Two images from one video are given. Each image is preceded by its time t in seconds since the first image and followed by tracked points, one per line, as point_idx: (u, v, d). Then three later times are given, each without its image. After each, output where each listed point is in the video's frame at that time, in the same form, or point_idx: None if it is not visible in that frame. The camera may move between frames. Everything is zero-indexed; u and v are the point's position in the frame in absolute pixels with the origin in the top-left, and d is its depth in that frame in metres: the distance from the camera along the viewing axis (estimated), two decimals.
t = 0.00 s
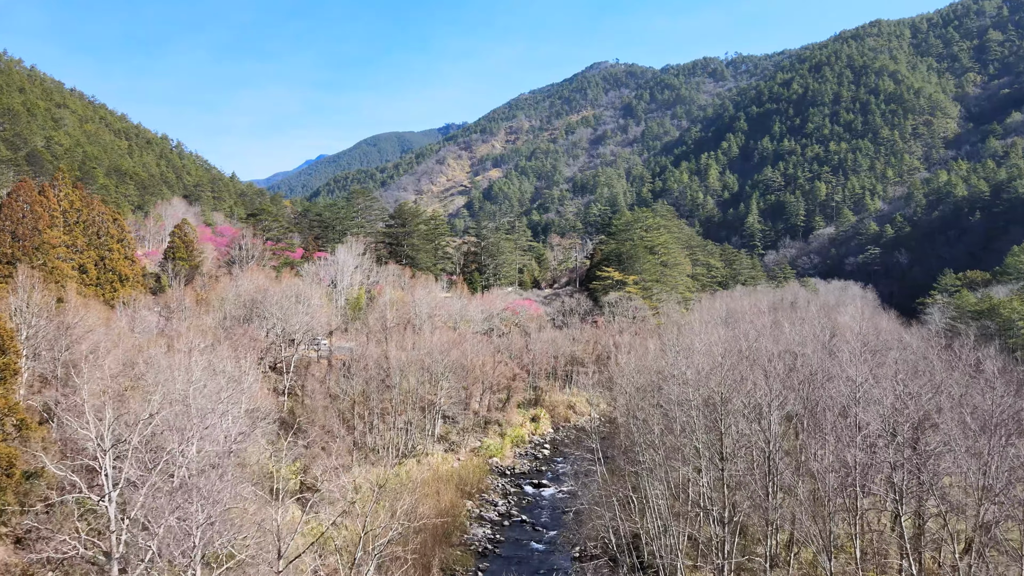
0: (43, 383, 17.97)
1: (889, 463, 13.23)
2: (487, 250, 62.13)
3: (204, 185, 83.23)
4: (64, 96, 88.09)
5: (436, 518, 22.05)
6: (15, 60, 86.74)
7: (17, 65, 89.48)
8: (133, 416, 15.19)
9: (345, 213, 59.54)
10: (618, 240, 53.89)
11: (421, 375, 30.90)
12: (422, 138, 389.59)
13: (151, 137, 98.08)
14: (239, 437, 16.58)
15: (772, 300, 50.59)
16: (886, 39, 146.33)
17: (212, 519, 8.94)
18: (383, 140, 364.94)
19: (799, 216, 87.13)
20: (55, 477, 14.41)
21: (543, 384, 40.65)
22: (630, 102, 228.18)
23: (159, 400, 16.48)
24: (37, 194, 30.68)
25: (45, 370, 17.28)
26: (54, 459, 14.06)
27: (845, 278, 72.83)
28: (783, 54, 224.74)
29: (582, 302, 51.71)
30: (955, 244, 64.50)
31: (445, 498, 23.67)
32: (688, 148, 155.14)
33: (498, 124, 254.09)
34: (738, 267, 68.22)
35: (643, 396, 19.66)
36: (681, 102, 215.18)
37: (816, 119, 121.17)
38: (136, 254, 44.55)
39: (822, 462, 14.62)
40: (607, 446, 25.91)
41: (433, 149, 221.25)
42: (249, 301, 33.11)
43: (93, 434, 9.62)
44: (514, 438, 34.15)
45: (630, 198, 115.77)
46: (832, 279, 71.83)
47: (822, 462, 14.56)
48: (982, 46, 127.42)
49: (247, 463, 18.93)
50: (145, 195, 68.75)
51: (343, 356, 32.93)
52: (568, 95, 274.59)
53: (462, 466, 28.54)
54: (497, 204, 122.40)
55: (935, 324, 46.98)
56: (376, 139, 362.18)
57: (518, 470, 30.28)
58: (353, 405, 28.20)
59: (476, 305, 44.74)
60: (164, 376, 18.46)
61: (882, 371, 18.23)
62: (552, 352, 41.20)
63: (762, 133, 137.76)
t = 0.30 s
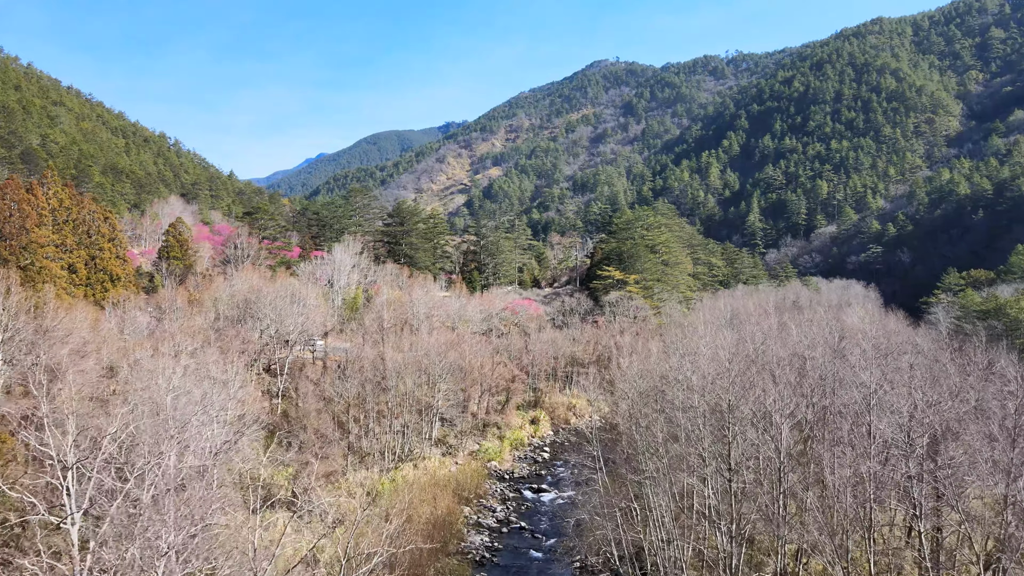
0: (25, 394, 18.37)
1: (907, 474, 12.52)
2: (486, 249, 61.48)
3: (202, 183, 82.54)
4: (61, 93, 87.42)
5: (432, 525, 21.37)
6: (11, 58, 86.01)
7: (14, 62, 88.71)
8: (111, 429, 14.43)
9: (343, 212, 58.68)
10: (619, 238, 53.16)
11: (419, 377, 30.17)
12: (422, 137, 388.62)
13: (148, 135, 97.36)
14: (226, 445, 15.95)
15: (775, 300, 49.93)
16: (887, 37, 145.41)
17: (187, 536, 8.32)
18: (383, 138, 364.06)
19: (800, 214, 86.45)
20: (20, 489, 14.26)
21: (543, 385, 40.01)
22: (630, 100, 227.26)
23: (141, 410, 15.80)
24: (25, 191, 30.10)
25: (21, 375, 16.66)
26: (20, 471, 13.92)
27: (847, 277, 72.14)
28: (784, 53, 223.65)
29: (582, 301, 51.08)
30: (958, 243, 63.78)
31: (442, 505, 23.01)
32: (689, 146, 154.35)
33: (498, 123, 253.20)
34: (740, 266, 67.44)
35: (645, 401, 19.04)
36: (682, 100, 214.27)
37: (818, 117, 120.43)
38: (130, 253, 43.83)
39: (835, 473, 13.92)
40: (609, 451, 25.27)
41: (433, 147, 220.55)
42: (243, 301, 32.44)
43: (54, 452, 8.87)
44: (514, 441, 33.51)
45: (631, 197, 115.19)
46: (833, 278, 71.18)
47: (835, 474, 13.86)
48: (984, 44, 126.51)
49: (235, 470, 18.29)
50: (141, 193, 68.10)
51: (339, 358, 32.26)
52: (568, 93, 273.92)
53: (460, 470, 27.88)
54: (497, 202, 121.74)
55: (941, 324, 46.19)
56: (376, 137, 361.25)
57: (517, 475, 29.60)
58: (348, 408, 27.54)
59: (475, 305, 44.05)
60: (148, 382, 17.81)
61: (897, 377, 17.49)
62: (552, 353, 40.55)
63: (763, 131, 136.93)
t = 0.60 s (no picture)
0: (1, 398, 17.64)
1: (930, 486, 11.79)
2: (485, 247, 60.77)
3: (199, 180, 81.68)
4: (57, 90, 86.58)
5: (428, 532, 20.68)
6: (6, 54, 85.10)
7: (9, 58, 87.89)
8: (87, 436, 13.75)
9: (339, 209, 57.87)
10: (619, 236, 52.45)
11: (415, 378, 29.49)
12: (422, 134, 387.40)
13: (145, 131, 96.51)
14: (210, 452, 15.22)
15: (777, 298, 49.21)
16: (889, 33, 144.39)
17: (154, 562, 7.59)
18: (383, 135, 362.71)
19: (802, 211, 85.72)
20: None
21: (542, 385, 39.38)
22: (631, 97, 225.99)
23: (121, 416, 15.12)
24: (12, 188, 29.30)
25: None
26: None
27: (849, 274, 71.42)
28: (785, 50, 222.30)
29: (582, 300, 50.43)
30: (961, 240, 62.98)
31: (439, 510, 22.31)
32: (689, 143, 153.37)
33: (498, 120, 252.04)
34: (741, 264, 66.68)
35: (648, 405, 18.35)
36: (682, 96, 213.08)
37: (819, 114, 119.53)
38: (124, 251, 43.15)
39: (850, 483, 13.21)
40: (611, 454, 24.55)
41: (433, 144, 219.53)
42: (235, 300, 31.72)
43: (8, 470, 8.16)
44: (513, 443, 32.86)
45: (632, 194, 114.48)
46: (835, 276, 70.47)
47: (849, 484, 13.15)
48: (986, 40, 125.38)
49: (222, 476, 17.58)
50: (137, 190, 67.26)
51: (334, 358, 31.57)
52: (568, 90, 272.57)
53: (457, 473, 27.20)
54: (497, 199, 120.95)
55: (946, 321, 45.38)
56: (376, 134, 359.87)
57: (516, 478, 28.96)
58: (342, 410, 26.83)
59: (473, 304, 43.24)
60: (129, 384, 17.12)
61: (909, 380, 16.83)
62: (552, 352, 39.88)
63: (764, 128, 135.97)
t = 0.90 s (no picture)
0: None
1: (955, 501, 11.05)
2: (484, 244, 60.03)
3: (197, 176, 80.83)
4: (53, 86, 85.70)
5: (424, 539, 20.00)
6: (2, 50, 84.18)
7: (5, 54, 87.03)
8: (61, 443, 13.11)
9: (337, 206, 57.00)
10: (620, 233, 51.72)
11: (412, 379, 28.82)
12: (422, 131, 385.99)
13: (143, 128, 95.60)
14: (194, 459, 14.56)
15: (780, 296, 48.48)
16: (890, 29, 143.28)
17: None
18: (382, 132, 361.41)
19: (803, 208, 85.02)
20: None
21: (542, 386, 38.73)
22: (631, 93, 224.74)
23: (100, 421, 14.46)
24: None
25: None
26: None
27: (851, 272, 70.77)
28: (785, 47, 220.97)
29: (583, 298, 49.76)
30: (963, 237, 62.25)
31: (435, 516, 21.62)
32: (690, 140, 152.35)
33: (498, 117, 250.92)
34: (743, 261, 65.93)
35: (651, 409, 17.71)
36: (682, 93, 211.92)
37: (820, 110, 118.62)
38: (118, 249, 42.40)
39: (867, 494, 12.52)
40: (613, 458, 23.90)
41: (433, 142, 218.59)
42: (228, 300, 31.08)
43: None
44: (511, 445, 32.26)
45: (632, 191, 113.73)
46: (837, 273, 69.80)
47: (866, 496, 12.45)
48: (988, 36, 124.22)
49: (207, 483, 16.97)
50: (134, 187, 66.46)
51: (329, 358, 30.91)
52: (569, 87, 271.25)
53: (454, 477, 26.55)
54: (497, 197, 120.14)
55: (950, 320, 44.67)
56: (376, 131, 358.61)
57: (515, 481, 28.31)
58: (336, 412, 26.17)
59: (472, 303, 42.47)
60: (109, 388, 16.46)
61: (925, 385, 16.14)
62: (552, 351, 39.21)
63: (765, 124, 135.01)
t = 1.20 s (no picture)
0: None
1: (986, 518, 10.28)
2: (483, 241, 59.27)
3: (193, 173, 79.97)
4: (48, 81, 84.72)
5: (419, 546, 19.22)
6: None
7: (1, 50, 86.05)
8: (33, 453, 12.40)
9: (334, 202, 56.10)
10: (621, 231, 50.90)
11: (408, 380, 28.09)
12: (421, 128, 384.34)
13: (139, 124, 94.62)
14: (175, 468, 13.89)
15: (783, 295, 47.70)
16: (892, 25, 142.11)
17: None
18: (382, 129, 359.92)
19: (805, 205, 84.25)
20: None
21: (540, 386, 38.03)
22: (631, 90, 223.42)
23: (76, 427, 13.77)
24: None
25: None
26: None
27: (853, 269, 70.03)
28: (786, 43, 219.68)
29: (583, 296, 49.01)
30: (966, 234, 61.45)
31: (431, 522, 20.83)
32: (690, 136, 151.25)
33: (498, 113, 249.62)
34: (745, 259, 65.17)
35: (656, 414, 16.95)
36: (682, 90, 210.69)
37: (822, 107, 117.58)
38: (113, 246, 41.92)
39: (887, 507, 11.76)
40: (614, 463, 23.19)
41: (433, 138, 217.56)
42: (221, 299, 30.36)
43: None
44: (510, 447, 31.57)
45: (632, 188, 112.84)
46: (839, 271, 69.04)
47: (887, 509, 11.68)
48: (991, 32, 123.13)
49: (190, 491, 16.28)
50: (129, 183, 65.57)
51: (323, 358, 30.20)
52: (569, 83, 269.85)
53: (451, 480, 25.84)
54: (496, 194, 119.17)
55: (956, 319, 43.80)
56: (376, 128, 357.13)
57: (513, 485, 27.62)
58: (330, 414, 25.47)
59: (470, 302, 41.73)
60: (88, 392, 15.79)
61: (942, 391, 15.38)
62: (551, 351, 38.47)
63: (766, 121, 133.98)
